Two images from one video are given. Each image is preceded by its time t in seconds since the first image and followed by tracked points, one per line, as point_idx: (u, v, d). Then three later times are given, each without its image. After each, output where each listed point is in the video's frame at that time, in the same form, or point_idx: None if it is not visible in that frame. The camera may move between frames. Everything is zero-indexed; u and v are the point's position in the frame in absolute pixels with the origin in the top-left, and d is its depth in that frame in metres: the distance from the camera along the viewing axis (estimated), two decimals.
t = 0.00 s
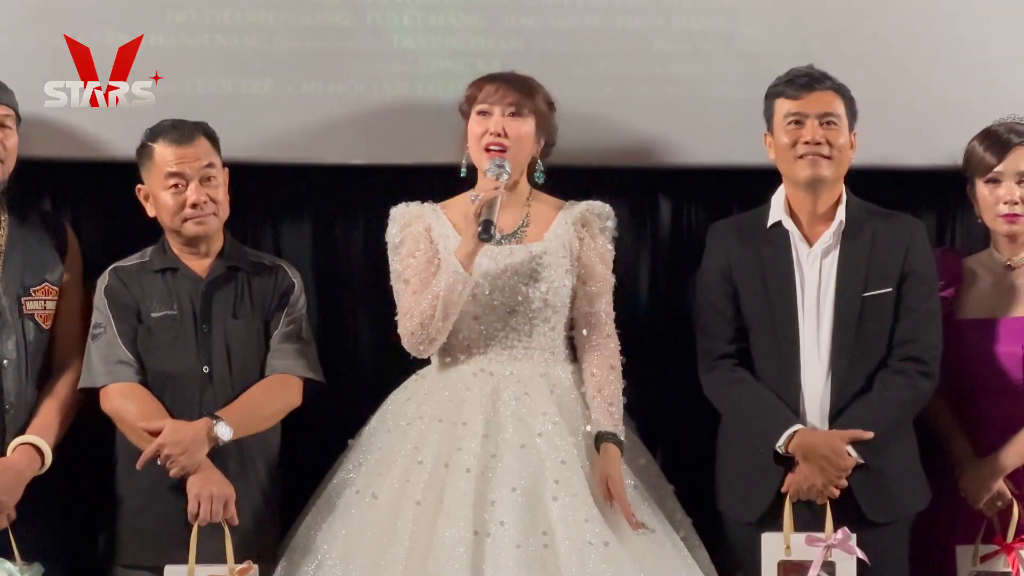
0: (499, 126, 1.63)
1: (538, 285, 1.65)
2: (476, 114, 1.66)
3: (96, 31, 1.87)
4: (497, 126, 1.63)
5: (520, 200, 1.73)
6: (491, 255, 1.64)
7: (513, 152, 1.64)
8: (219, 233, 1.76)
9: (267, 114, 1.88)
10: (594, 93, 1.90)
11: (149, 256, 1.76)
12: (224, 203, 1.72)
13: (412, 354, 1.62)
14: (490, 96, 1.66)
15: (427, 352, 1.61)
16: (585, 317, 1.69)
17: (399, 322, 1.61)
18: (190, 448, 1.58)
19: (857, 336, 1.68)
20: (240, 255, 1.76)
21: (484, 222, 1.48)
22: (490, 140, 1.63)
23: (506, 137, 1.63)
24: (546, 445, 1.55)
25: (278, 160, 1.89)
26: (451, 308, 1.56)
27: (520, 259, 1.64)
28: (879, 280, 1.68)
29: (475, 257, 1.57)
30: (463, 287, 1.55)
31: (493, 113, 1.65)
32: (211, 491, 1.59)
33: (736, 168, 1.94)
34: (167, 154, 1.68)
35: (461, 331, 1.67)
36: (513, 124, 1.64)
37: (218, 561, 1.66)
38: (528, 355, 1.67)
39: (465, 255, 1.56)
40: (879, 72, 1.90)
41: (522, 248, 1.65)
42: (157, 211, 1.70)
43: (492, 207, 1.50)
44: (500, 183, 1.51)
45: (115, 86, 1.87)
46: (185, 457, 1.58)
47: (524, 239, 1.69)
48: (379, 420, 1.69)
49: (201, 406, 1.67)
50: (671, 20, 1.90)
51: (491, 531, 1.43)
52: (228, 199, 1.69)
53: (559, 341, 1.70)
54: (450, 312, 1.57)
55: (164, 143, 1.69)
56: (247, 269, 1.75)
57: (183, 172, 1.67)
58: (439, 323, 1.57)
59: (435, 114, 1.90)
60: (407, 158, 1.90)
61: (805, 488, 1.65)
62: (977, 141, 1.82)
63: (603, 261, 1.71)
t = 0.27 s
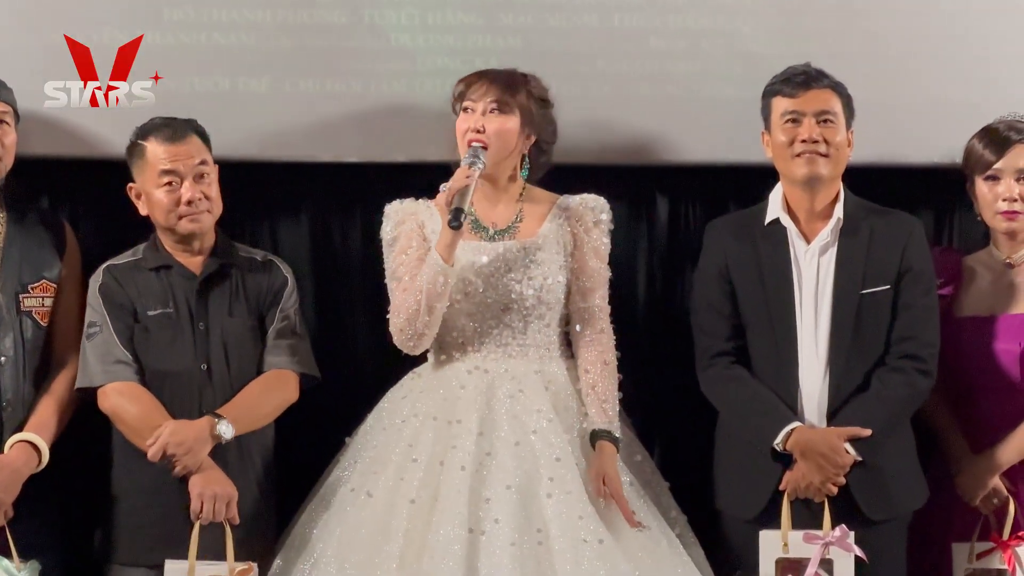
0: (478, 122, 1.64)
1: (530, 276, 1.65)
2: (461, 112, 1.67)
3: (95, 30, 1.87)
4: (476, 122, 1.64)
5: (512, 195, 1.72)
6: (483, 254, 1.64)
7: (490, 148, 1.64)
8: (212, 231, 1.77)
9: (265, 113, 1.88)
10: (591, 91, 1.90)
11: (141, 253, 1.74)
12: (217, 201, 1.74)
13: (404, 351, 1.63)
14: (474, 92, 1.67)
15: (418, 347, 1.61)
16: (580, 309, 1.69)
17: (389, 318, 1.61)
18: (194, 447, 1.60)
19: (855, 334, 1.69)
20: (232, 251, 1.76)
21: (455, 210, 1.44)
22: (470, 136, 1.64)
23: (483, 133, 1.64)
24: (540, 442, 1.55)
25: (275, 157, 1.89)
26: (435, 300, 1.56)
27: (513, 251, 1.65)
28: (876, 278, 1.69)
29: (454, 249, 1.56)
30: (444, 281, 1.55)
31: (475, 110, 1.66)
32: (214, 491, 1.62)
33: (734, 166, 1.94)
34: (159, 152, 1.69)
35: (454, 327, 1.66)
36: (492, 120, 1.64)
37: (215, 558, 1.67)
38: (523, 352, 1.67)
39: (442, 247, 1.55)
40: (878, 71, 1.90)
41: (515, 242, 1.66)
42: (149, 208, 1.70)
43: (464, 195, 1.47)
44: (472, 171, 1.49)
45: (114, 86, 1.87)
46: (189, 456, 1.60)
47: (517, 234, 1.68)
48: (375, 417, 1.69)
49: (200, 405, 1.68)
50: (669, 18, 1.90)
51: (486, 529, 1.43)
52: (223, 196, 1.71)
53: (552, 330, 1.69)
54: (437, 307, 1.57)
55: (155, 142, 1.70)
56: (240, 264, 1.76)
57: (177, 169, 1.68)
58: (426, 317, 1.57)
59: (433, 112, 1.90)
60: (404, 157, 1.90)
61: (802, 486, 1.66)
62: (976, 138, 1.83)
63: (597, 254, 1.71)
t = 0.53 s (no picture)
0: (476, 126, 1.63)
1: (534, 293, 1.66)
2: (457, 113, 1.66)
3: (94, 29, 1.87)
4: (473, 126, 1.63)
5: (512, 197, 1.71)
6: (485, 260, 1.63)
7: (490, 152, 1.64)
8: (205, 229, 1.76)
9: (264, 111, 1.88)
10: (590, 89, 1.90)
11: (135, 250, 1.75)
12: (212, 198, 1.74)
13: (404, 357, 1.62)
14: (472, 94, 1.66)
15: (417, 354, 1.61)
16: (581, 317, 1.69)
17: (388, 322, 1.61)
18: (197, 442, 1.61)
19: (853, 331, 1.69)
20: (225, 249, 1.76)
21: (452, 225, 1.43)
22: (470, 139, 1.63)
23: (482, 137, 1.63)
24: (539, 449, 1.55)
25: (275, 155, 1.89)
26: (434, 309, 1.56)
27: (515, 259, 1.64)
28: (874, 276, 1.69)
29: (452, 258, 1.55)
30: (442, 290, 1.55)
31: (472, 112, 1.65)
32: (217, 484, 1.62)
33: (733, 164, 1.94)
34: (154, 150, 1.70)
35: (455, 333, 1.66)
36: (489, 123, 1.63)
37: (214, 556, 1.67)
38: (524, 358, 1.67)
39: (441, 257, 1.54)
40: (876, 70, 1.90)
41: (516, 249, 1.65)
42: (143, 205, 1.70)
43: (461, 207, 1.46)
44: (469, 181, 1.48)
45: (115, 87, 1.87)
46: (192, 451, 1.61)
47: (517, 238, 1.68)
48: (375, 419, 1.69)
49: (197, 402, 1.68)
50: (669, 16, 1.90)
51: (484, 536, 1.44)
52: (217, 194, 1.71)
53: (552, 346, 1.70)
54: (436, 314, 1.57)
55: (151, 139, 1.71)
56: (235, 261, 1.76)
57: (171, 167, 1.68)
58: (424, 325, 1.57)
59: (432, 110, 1.90)
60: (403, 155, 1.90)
61: (801, 484, 1.66)
62: (976, 136, 1.83)
63: (595, 255, 1.71)
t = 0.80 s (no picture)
0: (501, 133, 1.63)
1: (546, 302, 1.64)
2: (476, 120, 1.65)
3: (94, 28, 1.87)
4: (498, 133, 1.63)
5: (520, 201, 1.70)
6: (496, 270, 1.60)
7: (517, 157, 1.66)
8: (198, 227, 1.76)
9: (263, 109, 1.88)
10: (589, 88, 1.90)
11: (129, 248, 1.75)
12: (206, 197, 1.73)
13: (417, 363, 1.62)
14: (492, 100, 1.65)
15: (430, 361, 1.61)
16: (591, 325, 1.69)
17: (402, 331, 1.60)
18: (192, 436, 1.61)
19: (849, 330, 1.69)
20: (219, 246, 1.76)
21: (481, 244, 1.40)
22: (492, 147, 1.64)
23: (509, 143, 1.64)
24: (548, 454, 1.55)
25: (274, 154, 1.89)
26: (453, 320, 1.55)
27: (527, 272, 1.61)
28: (870, 275, 1.69)
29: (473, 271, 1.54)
30: (463, 302, 1.54)
31: (493, 118, 1.65)
32: (214, 479, 1.63)
33: (731, 162, 1.94)
34: (149, 148, 1.69)
35: (465, 340, 1.64)
36: (513, 129, 1.64)
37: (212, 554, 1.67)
38: (535, 366, 1.67)
39: (462, 271, 1.53)
40: (875, 69, 1.91)
41: (528, 258, 1.63)
42: (137, 202, 1.70)
43: (489, 225, 1.43)
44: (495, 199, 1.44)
45: (115, 87, 1.87)
46: (188, 446, 1.61)
47: (525, 244, 1.66)
48: (382, 421, 1.69)
49: (192, 399, 1.68)
50: (668, 16, 1.90)
51: (492, 541, 1.43)
52: (211, 193, 1.70)
53: (558, 353, 1.70)
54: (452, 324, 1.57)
55: (147, 136, 1.70)
56: (228, 259, 1.76)
57: (166, 165, 1.68)
58: (441, 334, 1.57)
59: (431, 109, 1.90)
60: (402, 154, 1.90)
61: (795, 482, 1.67)
62: (973, 135, 1.83)
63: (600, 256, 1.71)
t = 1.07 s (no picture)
0: (515, 134, 1.62)
1: (552, 300, 1.63)
2: (488, 122, 1.63)
3: (95, 27, 1.87)
4: (513, 134, 1.62)
5: (526, 200, 1.70)
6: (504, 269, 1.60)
7: (530, 158, 1.63)
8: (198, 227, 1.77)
9: (263, 109, 1.88)
10: (588, 88, 1.90)
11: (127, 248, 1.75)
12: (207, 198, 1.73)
13: (424, 362, 1.59)
14: (504, 101, 1.64)
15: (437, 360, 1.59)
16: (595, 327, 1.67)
17: (411, 330, 1.57)
18: (187, 438, 1.59)
19: (844, 329, 1.70)
20: (217, 246, 1.76)
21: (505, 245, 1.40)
22: (506, 148, 1.62)
23: (524, 143, 1.62)
24: (555, 455, 1.53)
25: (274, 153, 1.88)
26: (466, 317, 1.53)
27: (532, 269, 1.61)
28: (866, 274, 1.70)
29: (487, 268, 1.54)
30: (478, 300, 1.52)
31: (506, 120, 1.63)
32: (208, 479, 1.61)
33: (730, 162, 1.94)
34: (151, 148, 1.69)
35: (472, 339, 1.63)
36: (527, 130, 1.63)
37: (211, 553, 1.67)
38: (542, 365, 1.65)
39: (477, 266, 1.52)
40: (875, 69, 1.91)
41: (531, 254, 1.63)
42: (137, 201, 1.70)
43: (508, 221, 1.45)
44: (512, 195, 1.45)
45: (115, 87, 1.87)
46: (182, 447, 1.59)
47: (531, 243, 1.66)
48: (383, 422, 1.67)
49: (188, 397, 1.68)
50: (667, 16, 1.91)
51: (502, 545, 1.41)
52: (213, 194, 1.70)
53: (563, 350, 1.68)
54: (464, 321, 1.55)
55: (149, 136, 1.70)
56: (226, 260, 1.76)
57: (168, 165, 1.68)
58: (454, 332, 1.54)
59: (430, 108, 1.90)
60: (402, 153, 1.89)
61: (793, 482, 1.66)
62: (965, 134, 1.84)
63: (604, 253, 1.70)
